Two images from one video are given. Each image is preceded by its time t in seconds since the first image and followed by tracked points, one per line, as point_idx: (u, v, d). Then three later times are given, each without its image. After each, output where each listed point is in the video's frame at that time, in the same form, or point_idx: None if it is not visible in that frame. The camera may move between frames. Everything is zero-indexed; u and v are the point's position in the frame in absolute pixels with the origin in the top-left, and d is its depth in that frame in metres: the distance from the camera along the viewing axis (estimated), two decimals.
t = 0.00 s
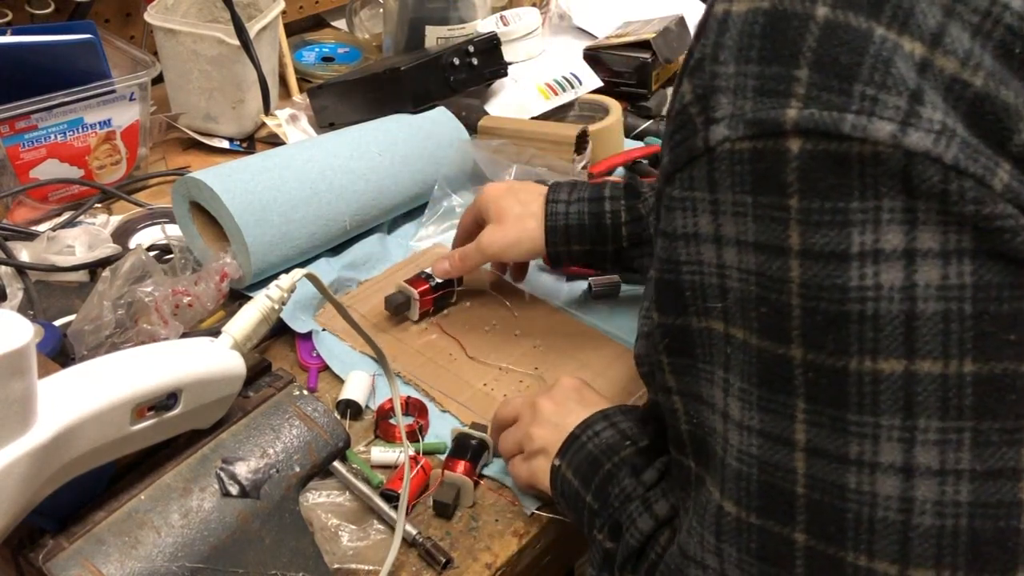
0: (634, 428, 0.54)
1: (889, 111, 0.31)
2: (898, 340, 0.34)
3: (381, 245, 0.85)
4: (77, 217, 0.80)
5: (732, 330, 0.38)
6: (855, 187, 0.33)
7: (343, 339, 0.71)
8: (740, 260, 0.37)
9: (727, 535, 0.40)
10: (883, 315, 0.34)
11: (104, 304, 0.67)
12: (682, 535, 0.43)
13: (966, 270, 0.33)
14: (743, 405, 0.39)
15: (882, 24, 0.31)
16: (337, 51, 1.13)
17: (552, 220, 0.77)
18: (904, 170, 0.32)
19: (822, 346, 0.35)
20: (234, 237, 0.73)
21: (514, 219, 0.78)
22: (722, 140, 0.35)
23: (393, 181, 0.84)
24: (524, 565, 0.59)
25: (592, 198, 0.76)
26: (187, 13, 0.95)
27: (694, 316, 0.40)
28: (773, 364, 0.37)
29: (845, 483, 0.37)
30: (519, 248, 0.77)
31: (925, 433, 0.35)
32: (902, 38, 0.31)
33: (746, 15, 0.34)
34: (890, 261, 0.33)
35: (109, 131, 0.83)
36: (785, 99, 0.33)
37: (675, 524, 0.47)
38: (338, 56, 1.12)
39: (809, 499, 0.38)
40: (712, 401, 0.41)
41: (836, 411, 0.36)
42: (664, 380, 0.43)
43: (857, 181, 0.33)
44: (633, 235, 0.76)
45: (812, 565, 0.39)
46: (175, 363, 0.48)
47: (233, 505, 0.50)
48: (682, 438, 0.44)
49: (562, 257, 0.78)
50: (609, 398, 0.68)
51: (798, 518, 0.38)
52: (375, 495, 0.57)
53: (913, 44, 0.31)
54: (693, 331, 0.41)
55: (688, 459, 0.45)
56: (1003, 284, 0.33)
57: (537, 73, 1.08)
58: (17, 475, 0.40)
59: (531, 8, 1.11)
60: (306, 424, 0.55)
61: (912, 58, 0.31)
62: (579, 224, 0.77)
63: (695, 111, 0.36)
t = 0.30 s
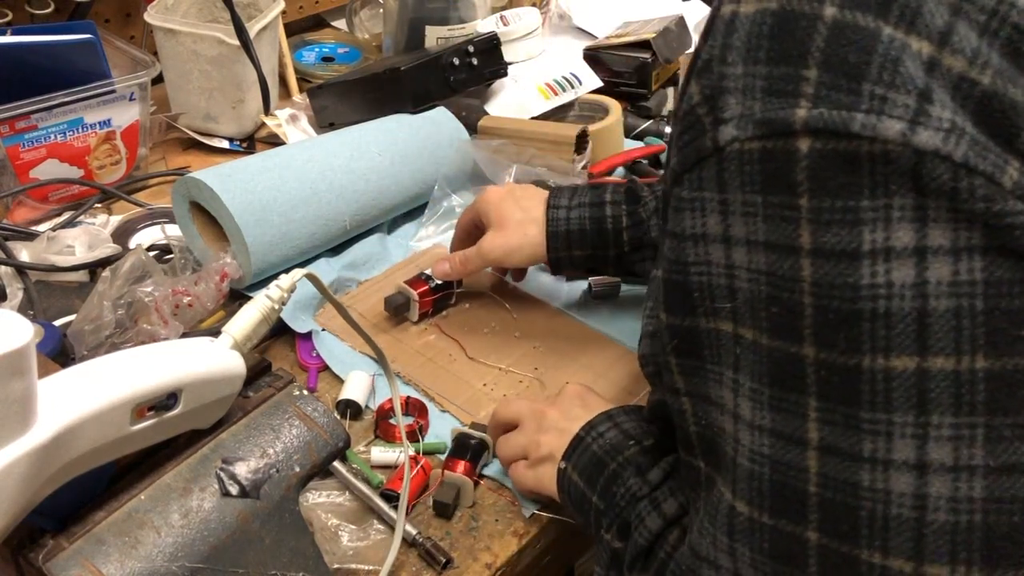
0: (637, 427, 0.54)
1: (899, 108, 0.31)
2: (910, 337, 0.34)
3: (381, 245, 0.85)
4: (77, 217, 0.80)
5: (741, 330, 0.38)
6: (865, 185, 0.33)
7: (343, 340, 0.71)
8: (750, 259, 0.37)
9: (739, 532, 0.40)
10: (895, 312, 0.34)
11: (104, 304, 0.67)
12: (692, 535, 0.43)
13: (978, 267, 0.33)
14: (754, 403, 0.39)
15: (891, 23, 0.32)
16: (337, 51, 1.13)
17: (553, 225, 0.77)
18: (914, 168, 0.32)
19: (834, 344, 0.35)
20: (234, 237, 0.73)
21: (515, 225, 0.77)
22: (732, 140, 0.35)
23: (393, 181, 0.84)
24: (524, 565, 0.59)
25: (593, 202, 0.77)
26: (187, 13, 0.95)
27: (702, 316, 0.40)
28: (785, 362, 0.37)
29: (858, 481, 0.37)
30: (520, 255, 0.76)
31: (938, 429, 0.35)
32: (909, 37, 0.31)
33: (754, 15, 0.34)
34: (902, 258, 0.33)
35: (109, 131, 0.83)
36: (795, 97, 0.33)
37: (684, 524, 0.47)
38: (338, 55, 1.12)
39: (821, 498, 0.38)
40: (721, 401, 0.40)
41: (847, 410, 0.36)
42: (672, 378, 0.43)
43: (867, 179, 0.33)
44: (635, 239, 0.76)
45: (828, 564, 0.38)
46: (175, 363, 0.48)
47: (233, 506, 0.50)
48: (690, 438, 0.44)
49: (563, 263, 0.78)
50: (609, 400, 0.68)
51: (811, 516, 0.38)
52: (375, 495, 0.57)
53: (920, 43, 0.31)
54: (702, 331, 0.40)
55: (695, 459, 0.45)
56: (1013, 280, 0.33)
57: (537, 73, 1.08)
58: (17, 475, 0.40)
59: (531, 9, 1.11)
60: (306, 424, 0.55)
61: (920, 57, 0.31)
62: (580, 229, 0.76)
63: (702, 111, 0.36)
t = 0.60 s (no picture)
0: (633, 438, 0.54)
1: (853, 126, 0.32)
2: (877, 348, 0.34)
3: (381, 245, 0.85)
4: (77, 217, 0.80)
5: (717, 347, 0.39)
6: (825, 201, 0.33)
7: (343, 340, 0.71)
8: (721, 278, 0.38)
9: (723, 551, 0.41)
10: (860, 324, 0.34)
11: (104, 304, 0.67)
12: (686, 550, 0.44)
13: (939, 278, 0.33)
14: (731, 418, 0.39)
15: (845, 40, 0.32)
16: (337, 51, 1.13)
17: (559, 230, 0.76)
18: (870, 182, 0.32)
19: (804, 357, 0.36)
20: (234, 237, 0.73)
21: (521, 229, 0.77)
22: (696, 161, 0.36)
23: (393, 181, 0.84)
24: (524, 565, 0.59)
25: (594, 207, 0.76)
26: (187, 13, 0.95)
27: (680, 335, 0.41)
28: (759, 377, 0.37)
29: (836, 493, 0.37)
30: (526, 262, 0.76)
31: (910, 438, 0.35)
32: (863, 53, 0.31)
33: (711, 40, 0.35)
34: (864, 271, 0.33)
35: (109, 131, 0.83)
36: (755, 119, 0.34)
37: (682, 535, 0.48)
38: (338, 55, 1.12)
39: (802, 511, 0.38)
40: (702, 417, 0.41)
41: (820, 424, 0.36)
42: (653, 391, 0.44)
43: (826, 196, 0.33)
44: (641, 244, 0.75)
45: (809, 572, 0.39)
46: (175, 363, 0.48)
47: (232, 506, 0.50)
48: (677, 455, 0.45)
49: (569, 267, 0.77)
50: (607, 400, 0.68)
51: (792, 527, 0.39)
52: (375, 495, 0.57)
53: (873, 59, 0.31)
54: (680, 350, 0.41)
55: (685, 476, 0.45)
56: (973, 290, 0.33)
57: (537, 73, 1.08)
58: (17, 475, 0.40)
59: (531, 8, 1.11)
60: (306, 424, 0.55)
61: (873, 73, 0.31)
62: (587, 233, 0.76)
63: (668, 134, 0.37)
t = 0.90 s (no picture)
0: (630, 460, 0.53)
1: (736, 204, 0.31)
2: (790, 411, 0.33)
3: (381, 245, 0.85)
4: (77, 217, 0.80)
5: (656, 414, 0.38)
6: (723, 274, 0.33)
7: (343, 340, 0.71)
8: (644, 348, 0.37)
9: None
10: (771, 389, 0.33)
11: (104, 304, 0.67)
12: None
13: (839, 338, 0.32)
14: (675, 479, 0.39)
15: (722, 121, 0.32)
16: (337, 51, 1.13)
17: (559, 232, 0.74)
18: (759, 257, 0.32)
19: (727, 423, 0.35)
20: (233, 237, 0.73)
21: (523, 235, 0.76)
22: (610, 246, 0.36)
23: (393, 180, 0.84)
24: (524, 565, 0.59)
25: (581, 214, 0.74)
26: (187, 13, 0.95)
27: (623, 406, 0.40)
28: (692, 442, 0.37)
29: (777, 547, 0.37)
30: (536, 264, 0.76)
31: (834, 492, 0.34)
32: (740, 134, 0.31)
33: (606, 134, 0.35)
34: (769, 339, 0.33)
35: (109, 131, 0.83)
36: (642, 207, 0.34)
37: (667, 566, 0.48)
38: (338, 55, 1.12)
39: (752, 564, 0.38)
40: (654, 479, 0.40)
41: (754, 485, 0.36)
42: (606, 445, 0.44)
43: (724, 270, 0.33)
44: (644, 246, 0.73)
45: None
46: (175, 363, 0.48)
47: (233, 505, 0.50)
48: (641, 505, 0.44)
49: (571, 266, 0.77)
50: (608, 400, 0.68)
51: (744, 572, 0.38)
52: (375, 495, 0.57)
53: (751, 136, 0.31)
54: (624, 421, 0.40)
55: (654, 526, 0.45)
56: (872, 349, 0.32)
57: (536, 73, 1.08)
58: (17, 475, 0.40)
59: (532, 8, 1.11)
60: (306, 424, 0.55)
61: (751, 150, 0.31)
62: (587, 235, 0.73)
63: (584, 222, 0.37)
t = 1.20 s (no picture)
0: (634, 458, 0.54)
1: (754, 175, 0.32)
2: (804, 384, 0.34)
3: (381, 245, 0.85)
4: (77, 217, 0.80)
5: (666, 389, 0.40)
6: (741, 247, 0.34)
7: (343, 340, 0.71)
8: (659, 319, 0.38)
9: None
10: (785, 363, 0.34)
11: (105, 304, 0.67)
12: None
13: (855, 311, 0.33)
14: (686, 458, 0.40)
15: (741, 94, 0.33)
16: (337, 51, 1.13)
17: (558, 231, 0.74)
18: (777, 229, 0.32)
19: (738, 395, 0.36)
20: (233, 237, 0.73)
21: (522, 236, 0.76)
22: (624, 218, 0.37)
23: (393, 180, 0.84)
24: (525, 565, 0.59)
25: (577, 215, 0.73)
26: (187, 13, 0.95)
27: (633, 379, 0.42)
28: (702, 419, 0.38)
29: (785, 522, 0.38)
30: (537, 266, 0.76)
31: (844, 468, 0.35)
32: (761, 104, 0.32)
33: (625, 104, 0.36)
34: (784, 313, 0.34)
35: (109, 131, 0.83)
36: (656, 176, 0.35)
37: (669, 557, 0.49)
38: (338, 55, 1.12)
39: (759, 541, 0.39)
40: (662, 456, 0.42)
41: (762, 462, 0.37)
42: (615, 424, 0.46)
43: (742, 242, 0.34)
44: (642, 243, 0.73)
45: None
46: (175, 363, 0.48)
47: (233, 506, 0.50)
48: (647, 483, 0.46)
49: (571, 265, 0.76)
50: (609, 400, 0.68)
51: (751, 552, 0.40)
52: (375, 495, 0.57)
53: (772, 108, 0.32)
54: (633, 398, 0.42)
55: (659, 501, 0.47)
56: (888, 323, 0.33)
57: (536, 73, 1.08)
58: (17, 475, 0.40)
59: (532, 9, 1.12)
60: (306, 424, 0.55)
61: (772, 121, 0.32)
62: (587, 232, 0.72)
63: (600, 195, 0.38)
